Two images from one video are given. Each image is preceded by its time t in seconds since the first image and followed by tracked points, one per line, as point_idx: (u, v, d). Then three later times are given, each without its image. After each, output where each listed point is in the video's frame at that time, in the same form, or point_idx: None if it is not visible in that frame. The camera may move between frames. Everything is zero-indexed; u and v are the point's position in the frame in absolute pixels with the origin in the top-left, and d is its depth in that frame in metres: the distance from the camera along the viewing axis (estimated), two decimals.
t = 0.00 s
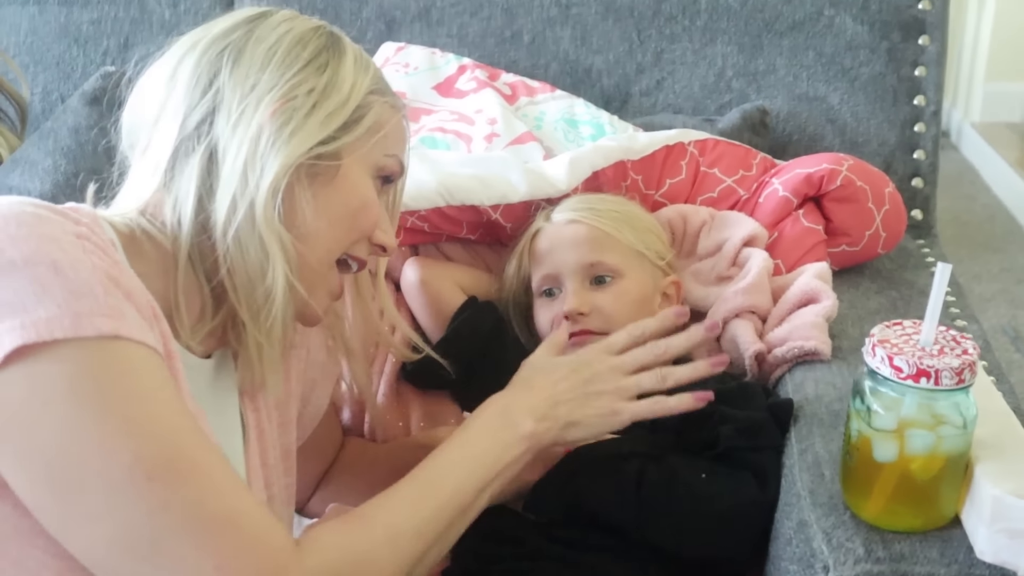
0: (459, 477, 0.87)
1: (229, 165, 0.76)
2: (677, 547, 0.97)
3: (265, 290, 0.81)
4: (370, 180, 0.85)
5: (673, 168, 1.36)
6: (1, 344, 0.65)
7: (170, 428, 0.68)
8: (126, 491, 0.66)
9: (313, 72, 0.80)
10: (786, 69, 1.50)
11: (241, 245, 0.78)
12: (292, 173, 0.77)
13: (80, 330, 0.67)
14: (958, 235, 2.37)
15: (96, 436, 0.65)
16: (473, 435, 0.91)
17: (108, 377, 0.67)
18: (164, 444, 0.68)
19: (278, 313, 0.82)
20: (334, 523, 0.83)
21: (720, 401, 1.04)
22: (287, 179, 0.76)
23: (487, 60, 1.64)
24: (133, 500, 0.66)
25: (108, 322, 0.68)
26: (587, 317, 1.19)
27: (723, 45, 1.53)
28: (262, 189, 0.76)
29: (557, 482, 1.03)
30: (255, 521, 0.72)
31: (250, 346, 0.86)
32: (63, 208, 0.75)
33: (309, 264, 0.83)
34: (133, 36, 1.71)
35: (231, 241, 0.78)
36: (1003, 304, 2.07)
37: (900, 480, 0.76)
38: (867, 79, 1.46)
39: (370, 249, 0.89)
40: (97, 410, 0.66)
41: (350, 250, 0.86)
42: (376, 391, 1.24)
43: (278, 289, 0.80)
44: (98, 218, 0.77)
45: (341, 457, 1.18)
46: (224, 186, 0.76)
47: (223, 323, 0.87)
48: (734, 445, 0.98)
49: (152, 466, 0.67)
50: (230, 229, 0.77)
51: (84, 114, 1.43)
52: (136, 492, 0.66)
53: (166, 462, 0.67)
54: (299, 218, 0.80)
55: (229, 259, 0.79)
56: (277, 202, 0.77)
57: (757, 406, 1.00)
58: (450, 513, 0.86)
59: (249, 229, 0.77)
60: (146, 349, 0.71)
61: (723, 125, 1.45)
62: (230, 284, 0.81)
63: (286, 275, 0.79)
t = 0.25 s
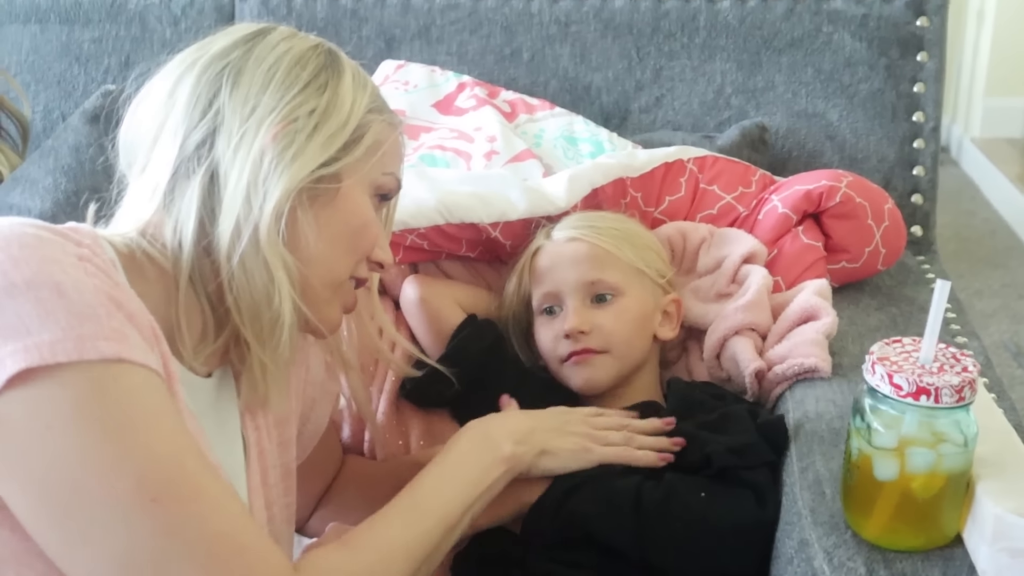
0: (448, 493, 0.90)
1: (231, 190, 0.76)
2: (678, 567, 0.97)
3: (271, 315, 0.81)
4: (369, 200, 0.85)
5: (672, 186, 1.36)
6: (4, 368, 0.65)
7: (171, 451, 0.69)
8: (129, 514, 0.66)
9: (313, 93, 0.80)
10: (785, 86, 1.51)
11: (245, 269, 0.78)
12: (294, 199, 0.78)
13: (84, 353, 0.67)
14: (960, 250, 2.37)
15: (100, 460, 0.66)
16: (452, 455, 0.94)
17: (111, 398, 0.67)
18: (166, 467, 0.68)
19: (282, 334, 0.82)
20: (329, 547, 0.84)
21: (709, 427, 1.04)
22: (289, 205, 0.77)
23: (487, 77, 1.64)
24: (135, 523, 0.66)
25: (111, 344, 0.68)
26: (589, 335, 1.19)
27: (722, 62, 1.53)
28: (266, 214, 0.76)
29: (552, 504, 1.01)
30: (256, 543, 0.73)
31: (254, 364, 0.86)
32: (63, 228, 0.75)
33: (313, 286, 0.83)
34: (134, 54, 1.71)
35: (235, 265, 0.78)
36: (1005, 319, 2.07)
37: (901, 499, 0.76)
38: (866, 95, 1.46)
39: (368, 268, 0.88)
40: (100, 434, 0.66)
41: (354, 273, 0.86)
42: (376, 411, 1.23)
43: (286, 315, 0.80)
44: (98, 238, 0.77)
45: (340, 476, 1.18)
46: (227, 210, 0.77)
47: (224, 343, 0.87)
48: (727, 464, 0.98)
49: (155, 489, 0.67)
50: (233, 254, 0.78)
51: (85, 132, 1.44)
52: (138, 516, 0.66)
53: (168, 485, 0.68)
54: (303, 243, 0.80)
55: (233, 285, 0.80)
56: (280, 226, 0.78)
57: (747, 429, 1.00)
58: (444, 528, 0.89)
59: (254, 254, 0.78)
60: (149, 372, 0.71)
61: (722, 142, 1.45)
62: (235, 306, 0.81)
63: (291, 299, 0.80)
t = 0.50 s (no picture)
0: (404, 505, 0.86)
1: (223, 214, 0.76)
2: None
3: (261, 338, 0.81)
4: (361, 222, 0.85)
5: (666, 203, 1.36)
6: None
7: (142, 482, 0.68)
8: (94, 545, 0.66)
9: (307, 116, 0.80)
10: (778, 104, 1.51)
11: (235, 291, 0.79)
12: (285, 225, 0.78)
13: (57, 378, 0.66)
14: (953, 267, 2.38)
15: (68, 488, 0.65)
16: (405, 459, 0.90)
17: (87, 425, 0.67)
18: (135, 497, 0.68)
19: (272, 357, 0.82)
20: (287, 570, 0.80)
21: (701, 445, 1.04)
22: (280, 230, 0.77)
23: (480, 96, 1.64)
24: (99, 554, 0.66)
25: (84, 369, 0.68)
26: (585, 353, 1.19)
27: (714, 80, 1.53)
28: (257, 238, 0.76)
29: (547, 519, 0.99)
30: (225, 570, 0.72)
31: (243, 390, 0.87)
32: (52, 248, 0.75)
33: (303, 310, 0.83)
34: (127, 73, 1.72)
35: (225, 289, 0.79)
36: (999, 335, 2.08)
37: (895, 515, 0.76)
38: (858, 113, 1.47)
39: (360, 289, 0.89)
40: (70, 461, 0.66)
41: (342, 292, 0.86)
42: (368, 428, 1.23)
43: (275, 338, 0.81)
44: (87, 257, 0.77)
45: (333, 495, 1.18)
46: (219, 234, 0.77)
47: (215, 366, 0.88)
48: (726, 482, 0.97)
49: (121, 520, 0.67)
50: (224, 277, 0.78)
51: (77, 150, 1.44)
52: (102, 547, 0.66)
53: (136, 516, 0.67)
54: (293, 266, 0.81)
55: (223, 309, 0.80)
56: (272, 253, 0.78)
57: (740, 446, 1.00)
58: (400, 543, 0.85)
59: (244, 278, 0.78)
60: (126, 399, 0.71)
61: (715, 159, 1.45)
62: (225, 330, 0.81)
63: (280, 322, 0.80)
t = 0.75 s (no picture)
0: (392, 486, 0.83)
1: (220, 217, 0.76)
2: None
3: (259, 341, 0.81)
4: (359, 224, 0.85)
5: (665, 208, 1.36)
6: None
7: (146, 483, 0.68)
8: (101, 547, 0.65)
9: (304, 119, 0.80)
10: (777, 110, 1.51)
11: (233, 295, 0.78)
12: (283, 226, 0.78)
13: (62, 381, 0.66)
14: (951, 273, 2.38)
15: (73, 492, 0.65)
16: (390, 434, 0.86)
17: (89, 428, 0.67)
18: (140, 499, 0.67)
19: (271, 361, 0.82)
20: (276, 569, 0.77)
21: (701, 449, 1.03)
22: (278, 232, 0.77)
23: (478, 102, 1.64)
24: (106, 556, 0.65)
25: (88, 373, 0.68)
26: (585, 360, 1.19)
27: (713, 86, 1.54)
28: (255, 240, 0.76)
29: (547, 522, 1.00)
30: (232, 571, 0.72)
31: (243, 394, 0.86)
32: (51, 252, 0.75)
33: (301, 314, 0.83)
34: (126, 79, 1.72)
35: (223, 293, 0.78)
36: (997, 341, 2.08)
37: (895, 520, 0.76)
38: (857, 119, 1.48)
39: (358, 292, 0.87)
40: (75, 465, 0.65)
41: (342, 297, 0.85)
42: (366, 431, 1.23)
43: (273, 341, 0.80)
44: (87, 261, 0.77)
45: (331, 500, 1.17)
46: (216, 237, 0.77)
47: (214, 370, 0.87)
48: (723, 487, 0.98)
49: (126, 522, 0.66)
50: (222, 280, 0.78)
51: (75, 156, 1.44)
52: (108, 550, 0.65)
53: (141, 517, 0.67)
54: (290, 269, 0.80)
55: (221, 311, 0.80)
56: (269, 254, 0.78)
57: (739, 449, 1.00)
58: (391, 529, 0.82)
59: (241, 281, 0.78)
60: (130, 402, 0.71)
61: (714, 165, 1.45)
62: (223, 333, 0.81)
63: (279, 324, 0.80)
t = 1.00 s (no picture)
0: (485, 409, 0.77)
1: (220, 202, 0.76)
2: None
3: (259, 325, 0.81)
4: (360, 207, 0.84)
5: (674, 200, 1.36)
6: (40, 360, 0.63)
7: (210, 417, 0.65)
8: (177, 487, 0.62)
9: (301, 103, 0.80)
10: (786, 102, 1.51)
11: (233, 278, 0.78)
12: (283, 209, 0.77)
13: (121, 335, 0.65)
14: (961, 267, 2.36)
15: (138, 439, 0.62)
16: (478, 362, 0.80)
17: (134, 377, 0.64)
18: (207, 433, 0.64)
19: (273, 345, 0.82)
20: (373, 485, 0.73)
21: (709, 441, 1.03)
22: (278, 215, 0.77)
23: (487, 93, 1.64)
24: (185, 495, 0.63)
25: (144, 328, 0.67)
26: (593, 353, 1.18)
27: (723, 77, 1.53)
28: (256, 222, 0.76)
29: (554, 514, 1.00)
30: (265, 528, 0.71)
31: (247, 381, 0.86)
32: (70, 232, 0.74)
33: (303, 298, 0.83)
34: (135, 70, 1.72)
35: (224, 276, 0.78)
36: (1007, 335, 2.07)
37: (903, 515, 0.75)
38: (867, 111, 1.47)
39: (361, 274, 0.88)
40: (131, 414, 0.62)
41: (342, 277, 0.86)
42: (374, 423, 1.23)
43: (273, 324, 0.80)
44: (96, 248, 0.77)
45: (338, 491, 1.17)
46: (216, 222, 0.76)
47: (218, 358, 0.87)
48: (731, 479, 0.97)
49: (198, 457, 0.63)
50: (222, 265, 0.78)
51: (84, 147, 1.44)
52: (186, 487, 0.63)
53: (213, 451, 0.64)
54: (291, 253, 0.80)
55: (222, 296, 0.79)
56: (269, 237, 0.77)
57: (746, 443, 1.01)
58: (486, 452, 0.77)
59: (242, 264, 0.77)
60: (176, 349, 0.68)
61: (723, 158, 1.45)
62: (224, 317, 0.81)
63: (280, 307, 0.80)
